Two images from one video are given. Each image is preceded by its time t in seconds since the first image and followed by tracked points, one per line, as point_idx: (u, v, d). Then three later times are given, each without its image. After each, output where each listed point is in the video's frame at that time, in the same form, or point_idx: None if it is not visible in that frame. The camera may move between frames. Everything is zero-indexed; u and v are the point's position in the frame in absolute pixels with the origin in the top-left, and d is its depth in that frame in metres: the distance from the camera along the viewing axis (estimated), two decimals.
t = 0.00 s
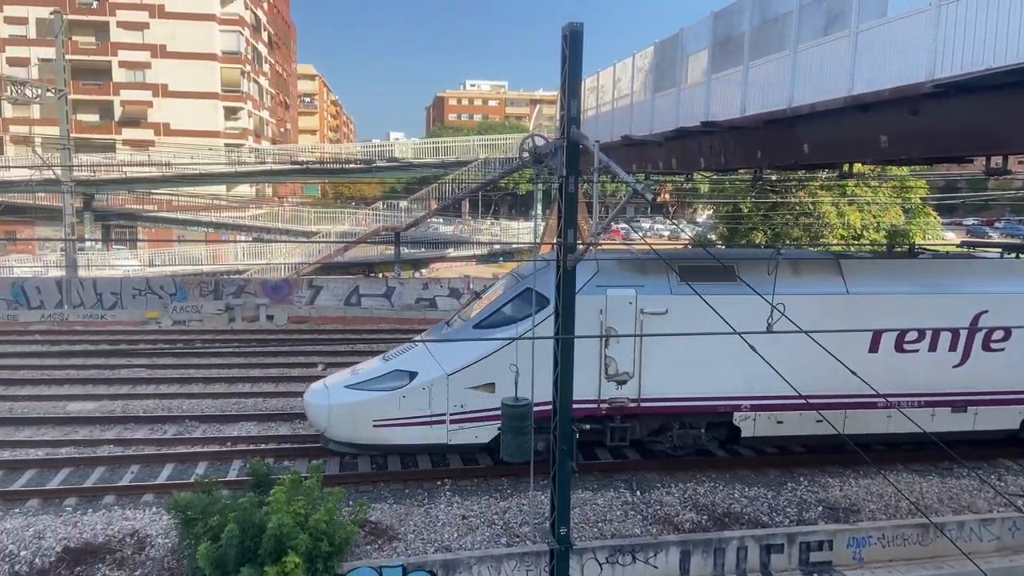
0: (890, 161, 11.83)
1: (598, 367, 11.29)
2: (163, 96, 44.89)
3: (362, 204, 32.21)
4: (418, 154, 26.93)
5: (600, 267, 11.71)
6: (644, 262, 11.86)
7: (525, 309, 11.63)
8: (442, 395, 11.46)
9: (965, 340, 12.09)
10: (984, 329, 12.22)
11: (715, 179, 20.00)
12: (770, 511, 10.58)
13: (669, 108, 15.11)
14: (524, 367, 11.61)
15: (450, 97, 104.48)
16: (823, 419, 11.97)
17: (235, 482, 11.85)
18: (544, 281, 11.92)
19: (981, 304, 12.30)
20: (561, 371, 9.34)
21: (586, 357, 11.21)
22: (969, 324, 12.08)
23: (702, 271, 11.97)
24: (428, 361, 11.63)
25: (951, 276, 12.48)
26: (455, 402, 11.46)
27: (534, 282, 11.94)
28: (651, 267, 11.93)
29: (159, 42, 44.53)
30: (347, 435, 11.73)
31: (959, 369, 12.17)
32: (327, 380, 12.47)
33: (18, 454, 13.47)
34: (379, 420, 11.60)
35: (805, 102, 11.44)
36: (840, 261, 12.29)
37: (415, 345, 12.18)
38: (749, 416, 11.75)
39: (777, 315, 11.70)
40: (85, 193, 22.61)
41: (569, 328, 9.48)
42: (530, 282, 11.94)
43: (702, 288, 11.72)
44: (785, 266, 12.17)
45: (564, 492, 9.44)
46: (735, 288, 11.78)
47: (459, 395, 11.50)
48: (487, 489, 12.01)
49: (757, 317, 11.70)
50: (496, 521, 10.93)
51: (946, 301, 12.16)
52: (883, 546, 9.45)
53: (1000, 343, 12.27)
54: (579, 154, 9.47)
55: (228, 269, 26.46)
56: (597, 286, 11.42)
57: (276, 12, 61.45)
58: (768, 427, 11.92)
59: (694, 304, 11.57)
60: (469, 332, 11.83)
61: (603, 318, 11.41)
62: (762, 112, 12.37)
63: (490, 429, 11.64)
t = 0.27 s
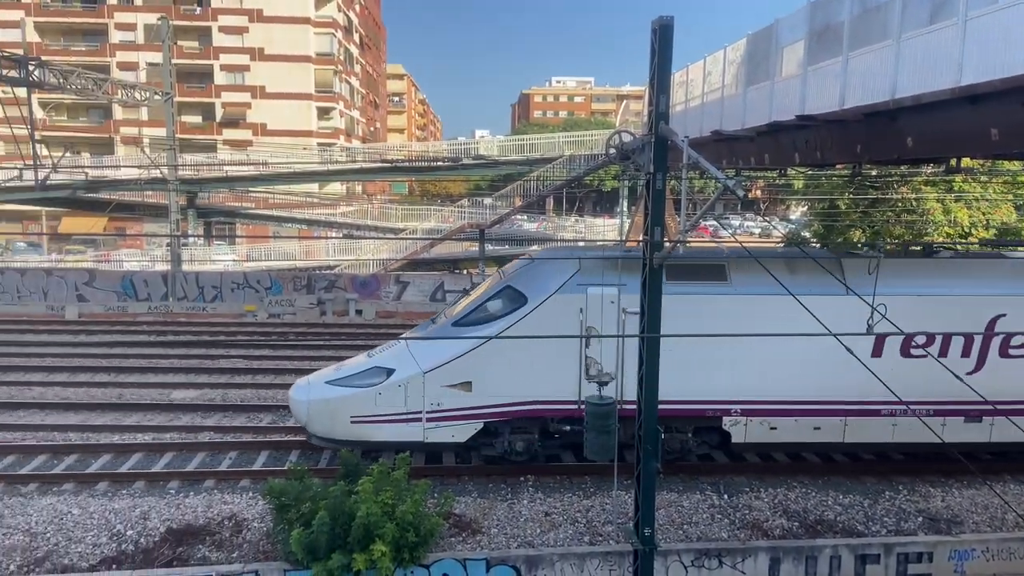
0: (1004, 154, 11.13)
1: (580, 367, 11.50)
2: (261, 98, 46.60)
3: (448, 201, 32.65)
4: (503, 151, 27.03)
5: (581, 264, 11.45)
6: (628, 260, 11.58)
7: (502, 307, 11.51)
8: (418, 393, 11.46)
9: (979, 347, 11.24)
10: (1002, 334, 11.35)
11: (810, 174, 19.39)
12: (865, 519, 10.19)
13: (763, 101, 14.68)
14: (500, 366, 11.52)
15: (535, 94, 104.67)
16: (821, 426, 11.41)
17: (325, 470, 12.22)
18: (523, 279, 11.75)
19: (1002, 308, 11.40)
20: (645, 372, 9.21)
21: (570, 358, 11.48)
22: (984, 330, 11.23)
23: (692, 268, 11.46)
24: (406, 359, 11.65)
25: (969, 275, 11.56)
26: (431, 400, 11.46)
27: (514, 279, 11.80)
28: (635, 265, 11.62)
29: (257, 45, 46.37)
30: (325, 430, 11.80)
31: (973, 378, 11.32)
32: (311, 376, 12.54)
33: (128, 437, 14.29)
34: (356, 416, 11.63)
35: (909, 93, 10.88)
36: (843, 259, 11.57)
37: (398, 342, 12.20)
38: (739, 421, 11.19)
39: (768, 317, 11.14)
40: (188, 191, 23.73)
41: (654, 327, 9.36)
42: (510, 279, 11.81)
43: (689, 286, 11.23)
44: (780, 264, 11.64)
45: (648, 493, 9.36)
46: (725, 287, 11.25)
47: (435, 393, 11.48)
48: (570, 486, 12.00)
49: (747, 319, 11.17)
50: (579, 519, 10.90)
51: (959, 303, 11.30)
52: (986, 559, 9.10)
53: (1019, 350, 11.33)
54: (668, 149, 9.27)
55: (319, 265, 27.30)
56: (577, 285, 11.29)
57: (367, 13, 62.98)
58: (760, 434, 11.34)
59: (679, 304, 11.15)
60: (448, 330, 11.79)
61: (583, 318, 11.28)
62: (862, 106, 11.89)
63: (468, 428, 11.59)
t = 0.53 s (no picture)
0: None
1: (561, 367, 11.48)
2: (357, 100, 48.25)
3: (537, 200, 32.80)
4: (593, 150, 26.93)
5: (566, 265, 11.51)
6: (613, 260, 11.54)
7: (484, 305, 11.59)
8: (400, 389, 11.64)
9: (985, 353, 10.92)
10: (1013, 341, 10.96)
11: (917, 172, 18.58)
12: (974, 535, 9.67)
13: (868, 95, 14.06)
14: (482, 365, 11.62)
15: (626, 92, 104.08)
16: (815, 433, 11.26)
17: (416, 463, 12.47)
18: (507, 278, 11.81)
19: (1015, 313, 10.97)
20: (740, 375, 9.00)
21: (549, 357, 11.44)
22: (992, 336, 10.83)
23: (681, 267, 11.48)
24: (389, 355, 11.84)
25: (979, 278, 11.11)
26: (412, 396, 11.63)
27: (499, 278, 11.87)
28: (621, 265, 11.58)
29: (354, 49, 47.93)
30: (312, 424, 12.09)
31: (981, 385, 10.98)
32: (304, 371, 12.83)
33: (231, 426, 14.98)
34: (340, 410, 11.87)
35: None
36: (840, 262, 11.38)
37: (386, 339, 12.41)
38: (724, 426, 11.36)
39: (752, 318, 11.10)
40: (288, 190, 24.68)
41: (750, 329, 9.12)
42: (494, 278, 11.89)
43: (674, 285, 11.30)
44: (772, 265, 11.35)
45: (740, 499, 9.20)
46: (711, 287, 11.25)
47: (416, 389, 11.63)
48: (658, 489, 11.87)
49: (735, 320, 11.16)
50: (668, 523, 10.75)
51: (963, 308, 10.96)
52: None
53: None
54: (766, 147, 8.94)
55: (411, 262, 27.91)
56: (558, 285, 11.33)
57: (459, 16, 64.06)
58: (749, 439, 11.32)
59: (664, 303, 11.22)
60: (431, 328, 11.94)
61: (563, 318, 11.34)
62: (975, 99, 11.15)
63: (448, 425, 11.64)
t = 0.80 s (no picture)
0: None
1: (541, 367, 11.52)
2: (448, 102, 48.98)
3: (628, 200, 32.48)
4: (685, 149, 26.46)
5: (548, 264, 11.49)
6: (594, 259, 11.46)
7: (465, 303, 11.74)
8: (385, 384, 11.94)
9: (984, 361, 10.43)
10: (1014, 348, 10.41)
11: None
12: None
13: (983, 90, 13.24)
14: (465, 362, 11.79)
15: (720, 90, 102.00)
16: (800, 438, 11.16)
17: (503, 461, 12.62)
18: (491, 276, 11.91)
19: (1015, 318, 10.42)
20: (840, 383, 8.67)
21: (526, 354, 11.47)
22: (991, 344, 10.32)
23: (664, 267, 11.32)
24: (376, 350, 12.13)
25: (982, 281, 10.51)
26: (397, 391, 11.92)
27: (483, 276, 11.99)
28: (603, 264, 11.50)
29: (446, 51, 48.77)
30: (305, 416, 12.49)
31: (978, 394, 10.52)
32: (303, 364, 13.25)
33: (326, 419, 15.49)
34: (330, 403, 12.25)
35: None
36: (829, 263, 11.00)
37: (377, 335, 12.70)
38: (707, 428, 11.33)
39: (733, 320, 10.98)
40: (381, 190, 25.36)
41: (853, 336, 8.76)
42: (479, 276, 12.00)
43: (656, 286, 11.22)
44: (757, 266, 11.08)
45: (841, 512, 8.87)
46: (693, 287, 11.12)
47: (401, 385, 11.92)
48: (751, 498, 11.57)
49: (717, 322, 11.02)
50: (762, 533, 10.45)
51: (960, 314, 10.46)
52: None
53: None
54: (872, 146, 8.54)
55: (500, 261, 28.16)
56: (538, 284, 11.37)
57: (551, 16, 64.33)
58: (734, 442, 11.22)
59: (644, 303, 11.19)
60: (417, 324, 12.17)
61: (542, 316, 11.37)
62: None
63: (432, 420, 11.91)
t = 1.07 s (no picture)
0: None
1: (523, 364, 12.12)
2: (536, 103, 49.14)
3: (719, 201, 31.77)
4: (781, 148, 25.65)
5: (531, 263, 12.08)
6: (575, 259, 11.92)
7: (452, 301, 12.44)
8: (376, 375, 12.72)
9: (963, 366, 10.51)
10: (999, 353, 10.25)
11: None
12: None
13: None
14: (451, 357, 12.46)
15: (818, 87, 98.60)
16: (778, 440, 11.41)
17: (588, 465, 12.66)
18: (478, 275, 12.56)
19: (1001, 322, 10.32)
20: (947, 396, 8.18)
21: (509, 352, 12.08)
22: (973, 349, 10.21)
23: (644, 266, 11.72)
24: (370, 344, 12.94)
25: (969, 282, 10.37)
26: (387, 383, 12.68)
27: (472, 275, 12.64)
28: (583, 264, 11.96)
29: (535, 52, 48.97)
30: (303, 405, 13.36)
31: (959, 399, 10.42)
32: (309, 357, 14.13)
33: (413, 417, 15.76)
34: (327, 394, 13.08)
35: None
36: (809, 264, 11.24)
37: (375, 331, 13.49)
38: (684, 427, 11.66)
39: (729, 320, 11.25)
40: (470, 191, 25.66)
41: (961, 346, 8.26)
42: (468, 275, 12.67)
43: (632, 286, 11.63)
44: (736, 267, 11.38)
45: (944, 531, 8.32)
46: (671, 287, 11.50)
47: (391, 377, 12.67)
48: (848, 511, 11.12)
49: (694, 323, 11.39)
50: (860, 547, 10.01)
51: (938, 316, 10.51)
52: None
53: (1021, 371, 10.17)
54: (985, 145, 8.02)
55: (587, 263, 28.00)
56: (519, 282, 11.98)
57: (641, 15, 63.73)
58: (711, 442, 11.61)
59: (621, 303, 11.62)
60: (410, 320, 12.92)
61: (524, 314, 11.99)
62: None
63: (419, 412, 12.66)
